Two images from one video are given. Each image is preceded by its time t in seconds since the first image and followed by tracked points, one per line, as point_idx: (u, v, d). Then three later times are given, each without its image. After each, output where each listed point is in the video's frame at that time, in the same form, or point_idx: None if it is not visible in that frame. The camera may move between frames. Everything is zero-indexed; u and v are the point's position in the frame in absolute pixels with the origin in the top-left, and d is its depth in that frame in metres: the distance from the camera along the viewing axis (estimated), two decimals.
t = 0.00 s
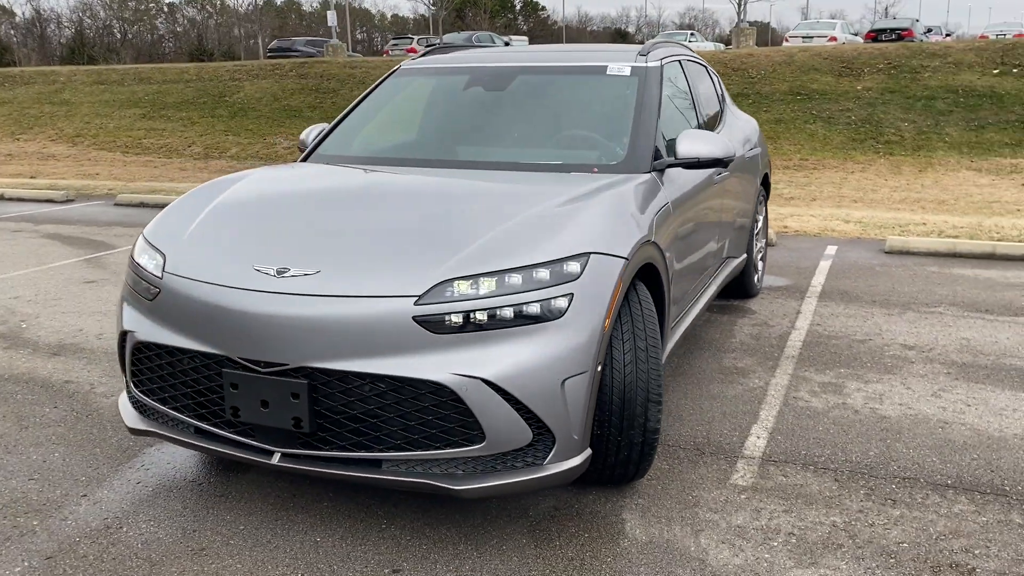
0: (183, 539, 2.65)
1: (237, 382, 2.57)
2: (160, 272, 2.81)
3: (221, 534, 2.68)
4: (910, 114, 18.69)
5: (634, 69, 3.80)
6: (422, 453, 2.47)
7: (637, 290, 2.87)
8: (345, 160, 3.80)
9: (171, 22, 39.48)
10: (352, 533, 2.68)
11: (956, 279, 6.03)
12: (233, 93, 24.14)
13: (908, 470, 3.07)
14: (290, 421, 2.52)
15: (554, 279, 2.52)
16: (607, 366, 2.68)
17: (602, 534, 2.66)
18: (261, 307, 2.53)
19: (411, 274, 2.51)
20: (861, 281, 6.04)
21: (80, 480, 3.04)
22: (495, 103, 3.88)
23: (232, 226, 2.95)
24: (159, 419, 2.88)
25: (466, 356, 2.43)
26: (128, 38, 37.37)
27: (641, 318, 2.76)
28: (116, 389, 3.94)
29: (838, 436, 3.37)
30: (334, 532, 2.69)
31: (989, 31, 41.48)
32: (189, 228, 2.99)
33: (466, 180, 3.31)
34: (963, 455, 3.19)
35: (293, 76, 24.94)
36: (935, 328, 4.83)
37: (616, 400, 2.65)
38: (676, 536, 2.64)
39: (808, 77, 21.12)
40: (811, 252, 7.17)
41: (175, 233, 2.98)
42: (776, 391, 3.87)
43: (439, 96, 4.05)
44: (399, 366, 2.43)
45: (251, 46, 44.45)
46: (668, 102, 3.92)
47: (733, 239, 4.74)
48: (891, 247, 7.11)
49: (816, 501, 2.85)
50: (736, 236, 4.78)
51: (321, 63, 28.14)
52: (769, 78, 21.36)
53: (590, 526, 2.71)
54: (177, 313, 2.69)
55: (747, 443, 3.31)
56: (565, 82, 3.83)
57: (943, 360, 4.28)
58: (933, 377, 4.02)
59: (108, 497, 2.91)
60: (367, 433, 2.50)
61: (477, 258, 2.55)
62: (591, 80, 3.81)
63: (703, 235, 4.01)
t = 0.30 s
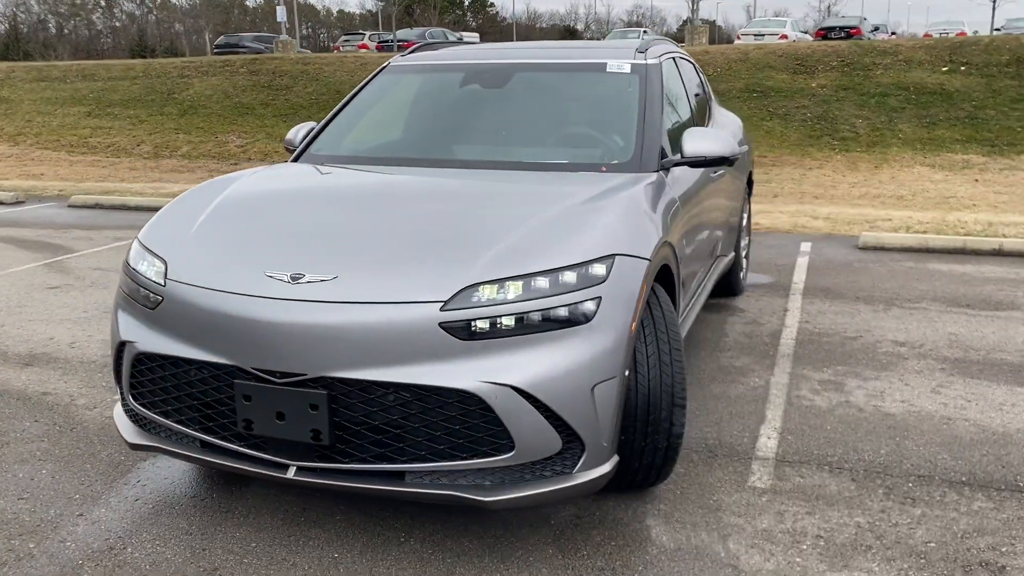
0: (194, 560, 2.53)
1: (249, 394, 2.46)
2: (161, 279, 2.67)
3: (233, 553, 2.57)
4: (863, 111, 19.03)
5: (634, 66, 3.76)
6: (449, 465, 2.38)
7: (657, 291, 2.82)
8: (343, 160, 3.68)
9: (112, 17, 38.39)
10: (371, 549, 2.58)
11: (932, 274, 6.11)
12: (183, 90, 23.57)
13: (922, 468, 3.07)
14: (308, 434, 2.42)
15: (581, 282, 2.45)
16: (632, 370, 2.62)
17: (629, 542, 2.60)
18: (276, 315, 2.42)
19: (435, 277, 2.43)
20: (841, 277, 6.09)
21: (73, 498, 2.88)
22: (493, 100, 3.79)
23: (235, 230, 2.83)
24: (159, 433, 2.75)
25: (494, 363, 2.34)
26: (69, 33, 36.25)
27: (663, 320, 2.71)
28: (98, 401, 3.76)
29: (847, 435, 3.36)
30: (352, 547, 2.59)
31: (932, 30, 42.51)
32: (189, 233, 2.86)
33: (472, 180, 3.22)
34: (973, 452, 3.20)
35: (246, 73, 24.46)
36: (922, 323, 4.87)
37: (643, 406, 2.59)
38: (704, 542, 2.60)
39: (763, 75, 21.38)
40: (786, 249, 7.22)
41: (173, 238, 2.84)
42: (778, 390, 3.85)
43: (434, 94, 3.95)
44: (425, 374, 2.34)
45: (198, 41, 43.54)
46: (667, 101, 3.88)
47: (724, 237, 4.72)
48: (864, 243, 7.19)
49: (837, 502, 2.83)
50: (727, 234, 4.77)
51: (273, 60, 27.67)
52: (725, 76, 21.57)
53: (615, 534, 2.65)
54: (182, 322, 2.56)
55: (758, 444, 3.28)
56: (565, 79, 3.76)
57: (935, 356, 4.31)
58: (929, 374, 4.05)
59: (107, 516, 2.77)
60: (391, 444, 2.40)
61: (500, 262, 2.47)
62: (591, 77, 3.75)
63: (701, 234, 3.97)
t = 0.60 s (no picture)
0: (208, 567, 2.46)
1: (267, 397, 2.40)
2: (166, 279, 2.59)
3: (249, 559, 2.50)
4: (817, 106, 19.37)
5: (632, 61, 3.75)
6: (475, 463, 2.34)
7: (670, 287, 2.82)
8: (339, 155, 3.60)
9: (53, 11, 37.29)
10: (390, 551, 2.54)
11: (905, 265, 6.23)
12: (133, 85, 23.01)
13: (926, 456, 3.12)
14: (330, 436, 2.36)
15: (605, 278, 2.43)
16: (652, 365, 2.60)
17: (650, 537, 2.60)
18: (294, 315, 2.36)
19: (455, 275, 2.39)
20: (817, 269, 6.18)
21: (73, 508, 2.78)
22: (490, 95, 3.75)
23: (240, 229, 2.75)
24: (166, 438, 2.66)
25: (522, 361, 2.31)
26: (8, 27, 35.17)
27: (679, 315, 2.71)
28: (86, 406, 3.64)
29: (849, 425, 3.41)
30: (371, 550, 2.54)
31: (877, 26, 43.47)
32: (192, 231, 2.77)
33: (475, 176, 3.18)
34: (972, 438, 3.27)
35: (197, 68, 23.97)
36: (903, 313, 4.97)
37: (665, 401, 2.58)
38: (725, 535, 2.61)
39: (718, 70, 21.63)
40: (760, 242, 7.30)
41: (175, 237, 2.75)
42: (774, 381, 3.89)
43: (428, 88, 3.89)
44: (451, 373, 2.30)
45: (144, 36, 42.57)
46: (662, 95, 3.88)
47: (711, 231, 4.75)
48: (835, 235, 7.31)
49: (850, 492, 2.86)
50: (713, 229, 4.79)
51: (225, 55, 27.18)
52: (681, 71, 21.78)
53: (635, 529, 2.64)
54: (190, 323, 2.48)
55: (763, 435, 3.30)
56: (562, 74, 3.74)
57: (921, 345, 4.39)
58: (917, 363, 4.12)
59: (111, 525, 2.68)
60: (415, 444, 2.36)
61: (523, 258, 2.44)
62: (589, 71, 3.73)
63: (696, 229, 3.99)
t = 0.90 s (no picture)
0: (235, 571, 2.41)
1: (294, 396, 2.36)
2: (183, 279, 2.52)
3: (275, 562, 2.45)
4: (773, 101, 19.68)
5: (631, 56, 3.77)
6: (509, 459, 2.33)
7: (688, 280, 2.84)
8: (342, 150, 3.55)
9: None
10: (418, 550, 2.51)
11: (879, 256, 6.37)
12: (80, 81, 22.40)
13: (930, 442, 3.19)
14: (361, 435, 2.33)
15: (634, 271, 2.44)
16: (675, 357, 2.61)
17: (676, 529, 2.62)
18: (324, 313, 2.32)
19: (487, 271, 2.37)
20: (794, 261, 6.28)
21: (84, 514, 2.70)
22: (490, 90, 3.74)
23: (255, 225, 2.70)
24: (183, 441, 2.60)
25: (556, 356, 2.31)
26: None
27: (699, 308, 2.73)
28: (79, 410, 3.54)
29: (850, 413, 3.47)
30: (399, 549, 2.52)
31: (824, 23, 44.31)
32: (205, 229, 2.70)
33: (485, 170, 3.16)
34: (970, 424, 3.35)
35: (147, 63, 23.44)
36: (884, 303, 5.07)
37: (691, 393, 2.59)
38: (749, 524, 2.63)
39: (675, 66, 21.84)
40: (734, 235, 7.39)
41: (188, 233, 2.69)
42: (771, 372, 3.94)
43: (426, 82, 3.86)
44: (486, 370, 2.28)
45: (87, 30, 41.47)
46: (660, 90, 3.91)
47: (700, 224, 4.79)
48: (807, 228, 7.43)
49: (863, 479, 2.91)
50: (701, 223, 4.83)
51: (174, 50, 26.61)
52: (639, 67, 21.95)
53: (660, 521, 2.66)
54: (212, 322, 2.43)
55: (770, 426, 3.35)
56: (562, 68, 3.74)
57: (907, 334, 4.49)
58: (906, 351, 4.22)
59: (127, 531, 2.61)
60: (448, 441, 2.34)
61: (551, 253, 2.43)
62: (589, 66, 3.74)
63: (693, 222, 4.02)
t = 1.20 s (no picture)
0: None
1: (314, 399, 2.32)
2: (194, 281, 2.47)
3: (294, 569, 2.41)
4: (729, 97, 19.94)
5: (625, 54, 3.78)
6: (534, 458, 2.33)
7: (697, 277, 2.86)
8: (338, 147, 3.50)
9: None
10: (438, 551, 2.50)
11: (849, 250, 6.49)
12: (24, 76, 21.74)
13: (925, 432, 3.26)
14: (383, 437, 2.31)
15: (652, 269, 2.45)
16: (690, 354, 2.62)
17: (691, 523, 2.64)
18: (346, 314, 2.29)
19: (509, 270, 2.36)
20: (768, 255, 6.37)
21: (88, 525, 2.63)
22: (485, 87, 3.72)
23: (264, 225, 2.65)
24: (194, 447, 2.55)
25: (580, 355, 2.31)
26: None
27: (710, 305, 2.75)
28: (67, 417, 3.44)
29: (845, 405, 3.54)
30: (418, 552, 2.49)
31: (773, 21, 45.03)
32: (211, 230, 2.65)
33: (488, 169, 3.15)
34: (961, 414, 3.44)
35: (94, 58, 22.84)
36: (861, 297, 5.18)
37: (706, 390, 2.60)
38: (762, 517, 2.67)
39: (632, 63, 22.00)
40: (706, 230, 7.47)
41: (194, 234, 2.63)
42: (763, 366, 4.00)
43: (419, 80, 3.82)
44: (512, 369, 2.27)
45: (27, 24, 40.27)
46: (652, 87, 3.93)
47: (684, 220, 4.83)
48: (777, 223, 7.55)
49: (866, 469, 2.96)
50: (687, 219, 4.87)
51: (122, 45, 25.99)
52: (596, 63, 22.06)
53: (674, 517, 2.68)
54: (227, 325, 2.38)
55: (769, 419, 3.39)
56: (557, 66, 3.74)
57: (887, 326, 4.59)
58: (889, 343, 4.31)
59: (135, 541, 2.55)
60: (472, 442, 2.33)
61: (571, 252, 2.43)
62: (584, 64, 3.75)
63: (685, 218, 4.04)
